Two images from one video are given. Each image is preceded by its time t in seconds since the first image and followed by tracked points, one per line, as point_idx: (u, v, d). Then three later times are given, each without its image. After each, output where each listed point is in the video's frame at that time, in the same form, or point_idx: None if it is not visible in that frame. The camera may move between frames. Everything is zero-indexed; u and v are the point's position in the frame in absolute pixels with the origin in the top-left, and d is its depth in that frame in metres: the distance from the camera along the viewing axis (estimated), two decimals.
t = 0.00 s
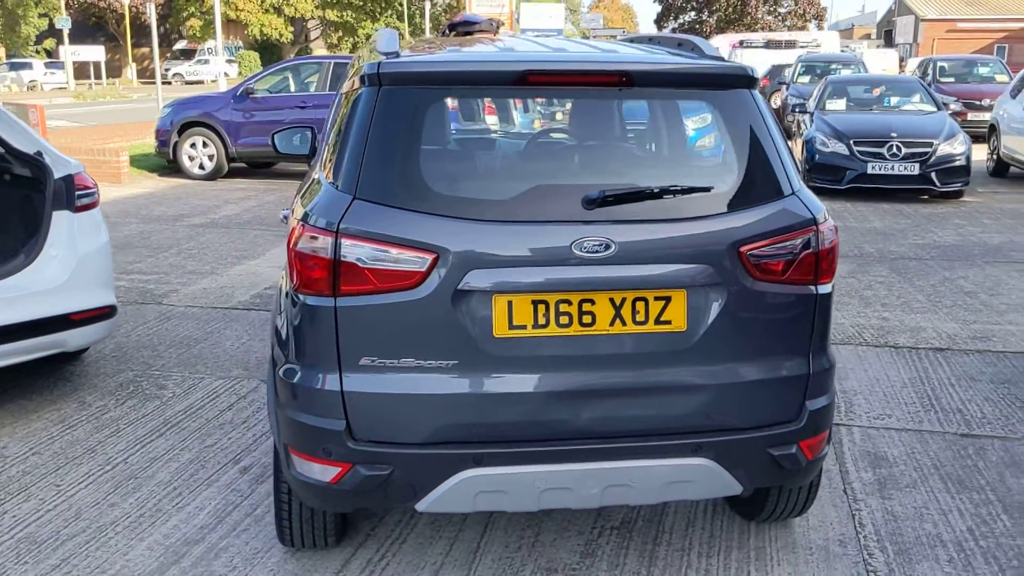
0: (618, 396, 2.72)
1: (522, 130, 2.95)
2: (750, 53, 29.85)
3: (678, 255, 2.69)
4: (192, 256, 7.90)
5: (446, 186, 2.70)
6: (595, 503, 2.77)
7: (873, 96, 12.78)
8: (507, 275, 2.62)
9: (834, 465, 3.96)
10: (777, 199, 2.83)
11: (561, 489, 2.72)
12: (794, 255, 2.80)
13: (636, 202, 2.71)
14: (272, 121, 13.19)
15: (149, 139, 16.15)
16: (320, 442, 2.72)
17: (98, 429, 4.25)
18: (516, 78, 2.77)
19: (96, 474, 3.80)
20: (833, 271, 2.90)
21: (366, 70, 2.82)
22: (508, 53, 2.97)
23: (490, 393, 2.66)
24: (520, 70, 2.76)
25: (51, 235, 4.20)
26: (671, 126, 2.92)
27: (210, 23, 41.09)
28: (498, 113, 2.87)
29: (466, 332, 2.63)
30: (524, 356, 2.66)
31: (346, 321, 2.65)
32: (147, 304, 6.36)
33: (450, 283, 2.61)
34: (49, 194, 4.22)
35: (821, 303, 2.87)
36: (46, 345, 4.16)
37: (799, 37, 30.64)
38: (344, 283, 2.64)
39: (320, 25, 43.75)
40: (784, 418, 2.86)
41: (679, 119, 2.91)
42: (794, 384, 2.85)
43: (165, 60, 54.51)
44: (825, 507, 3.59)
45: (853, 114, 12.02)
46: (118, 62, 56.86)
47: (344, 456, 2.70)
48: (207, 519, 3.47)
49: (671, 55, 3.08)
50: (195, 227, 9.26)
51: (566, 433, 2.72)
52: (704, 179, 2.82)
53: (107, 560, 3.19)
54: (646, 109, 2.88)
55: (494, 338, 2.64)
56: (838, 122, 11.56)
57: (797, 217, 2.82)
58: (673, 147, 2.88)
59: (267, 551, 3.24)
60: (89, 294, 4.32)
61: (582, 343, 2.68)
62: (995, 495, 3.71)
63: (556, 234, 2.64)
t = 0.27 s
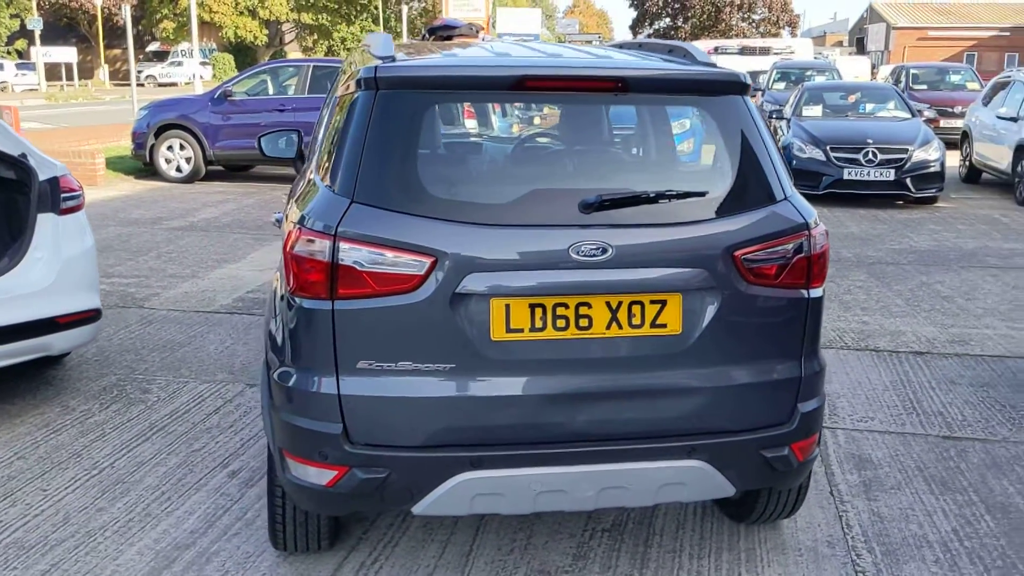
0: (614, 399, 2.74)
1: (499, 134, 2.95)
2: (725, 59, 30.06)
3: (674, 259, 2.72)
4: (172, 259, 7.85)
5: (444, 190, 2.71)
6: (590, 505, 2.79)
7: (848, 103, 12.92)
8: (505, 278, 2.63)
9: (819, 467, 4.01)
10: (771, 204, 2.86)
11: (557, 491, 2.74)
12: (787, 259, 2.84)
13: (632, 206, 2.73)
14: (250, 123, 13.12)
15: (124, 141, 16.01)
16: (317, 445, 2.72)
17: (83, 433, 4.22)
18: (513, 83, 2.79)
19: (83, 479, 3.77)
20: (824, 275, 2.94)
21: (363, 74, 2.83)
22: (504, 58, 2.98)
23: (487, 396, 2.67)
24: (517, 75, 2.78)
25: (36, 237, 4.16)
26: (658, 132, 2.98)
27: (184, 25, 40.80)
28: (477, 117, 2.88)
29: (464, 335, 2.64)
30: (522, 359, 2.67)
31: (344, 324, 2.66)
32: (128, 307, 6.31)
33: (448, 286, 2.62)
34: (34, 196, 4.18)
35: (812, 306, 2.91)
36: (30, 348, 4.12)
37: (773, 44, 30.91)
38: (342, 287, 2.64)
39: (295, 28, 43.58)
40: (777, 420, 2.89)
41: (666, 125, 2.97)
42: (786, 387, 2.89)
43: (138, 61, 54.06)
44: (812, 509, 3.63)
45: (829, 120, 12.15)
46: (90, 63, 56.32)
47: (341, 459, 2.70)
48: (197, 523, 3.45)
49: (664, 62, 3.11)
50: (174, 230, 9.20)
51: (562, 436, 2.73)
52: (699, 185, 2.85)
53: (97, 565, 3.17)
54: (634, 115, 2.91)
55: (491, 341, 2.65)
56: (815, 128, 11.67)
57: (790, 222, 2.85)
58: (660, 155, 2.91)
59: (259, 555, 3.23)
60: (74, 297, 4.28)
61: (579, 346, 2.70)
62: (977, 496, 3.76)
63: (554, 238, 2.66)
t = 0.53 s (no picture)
0: (608, 400, 2.75)
1: (475, 137, 2.97)
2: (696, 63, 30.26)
3: (668, 260, 2.73)
4: (147, 262, 7.77)
5: (439, 192, 2.71)
6: (585, 506, 2.80)
7: (820, 107, 13.06)
8: (501, 280, 2.63)
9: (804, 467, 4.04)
10: (763, 206, 2.89)
11: (553, 492, 2.75)
12: (778, 260, 2.86)
13: (626, 209, 2.75)
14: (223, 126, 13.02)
15: (93, 143, 15.82)
16: (311, 448, 2.70)
17: (64, 438, 4.17)
18: (507, 86, 2.80)
19: (66, 484, 3.73)
20: (813, 276, 2.97)
21: (357, 76, 2.82)
22: (497, 61, 2.99)
23: (483, 398, 2.67)
24: (511, 78, 2.79)
25: (16, 240, 4.10)
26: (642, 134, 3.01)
27: (151, 26, 40.40)
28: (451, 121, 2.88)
29: (460, 337, 2.64)
30: (517, 360, 2.68)
31: (339, 326, 2.65)
32: (105, 311, 6.24)
33: (444, 288, 2.62)
34: (14, 199, 4.12)
35: (803, 307, 2.94)
36: (11, 353, 4.06)
37: (742, 48, 31.16)
38: (337, 289, 2.63)
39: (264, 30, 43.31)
40: (768, 420, 2.92)
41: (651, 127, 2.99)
42: (777, 387, 2.91)
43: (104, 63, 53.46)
44: (799, 508, 3.67)
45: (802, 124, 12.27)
46: (55, 64, 55.61)
47: (336, 462, 2.69)
48: (184, 528, 3.42)
49: (655, 65, 3.14)
50: (148, 233, 9.10)
51: (557, 437, 2.74)
52: (692, 187, 2.87)
53: (84, 571, 3.13)
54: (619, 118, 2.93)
55: (487, 343, 2.66)
56: (788, 132, 11.79)
57: (781, 224, 2.88)
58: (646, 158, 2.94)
59: (249, 560, 3.21)
60: (54, 300, 4.23)
61: (574, 348, 2.71)
62: (959, 494, 3.82)
63: (549, 240, 2.67)
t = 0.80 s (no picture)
0: (606, 399, 2.76)
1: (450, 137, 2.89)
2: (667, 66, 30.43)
3: (665, 259, 2.74)
4: (123, 265, 7.68)
5: (437, 193, 2.70)
6: (584, 505, 2.80)
7: (792, 109, 13.18)
8: (500, 280, 2.63)
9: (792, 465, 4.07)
10: (758, 205, 2.91)
11: (552, 492, 2.75)
12: (774, 259, 2.88)
13: (624, 208, 2.76)
14: (196, 127, 12.91)
15: (62, 145, 15.62)
16: (309, 451, 2.68)
17: (47, 444, 4.11)
18: (504, 86, 2.79)
19: (51, 490, 3.68)
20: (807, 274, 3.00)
21: (352, 75, 2.80)
22: (493, 61, 2.98)
23: (482, 398, 2.67)
24: (508, 77, 2.78)
25: None
26: (630, 130, 2.97)
27: (118, 27, 39.96)
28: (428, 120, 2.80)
29: (459, 338, 2.64)
30: (516, 360, 2.68)
31: (337, 327, 2.63)
32: (83, 315, 6.16)
33: (444, 289, 2.61)
34: None
35: (797, 305, 2.96)
36: None
37: (712, 51, 31.38)
38: (335, 290, 2.62)
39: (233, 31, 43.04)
40: (763, 418, 2.93)
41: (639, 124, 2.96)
42: (772, 385, 2.93)
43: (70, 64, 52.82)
44: (789, 505, 3.69)
45: (775, 125, 12.37)
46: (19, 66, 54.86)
47: (335, 464, 2.68)
48: (174, 533, 3.38)
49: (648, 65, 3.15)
50: (122, 236, 9.00)
51: (556, 436, 2.74)
52: (688, 186, 2.88)
53: None
54: (608, 118, 2.92)
55: (487, 343, 2.65)
56: (762, 134, 11.88)
57: (776, 222, 2.90)
58: (634, 156, 2.92)
59: (242, 564, 3.18)
60: (36, 304, 4.17)
61: (573, 347, 2.71)
62: (946, 490, 3.86)
63: (548, 240, 2.67)
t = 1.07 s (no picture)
0: (607, 397, 2.77)
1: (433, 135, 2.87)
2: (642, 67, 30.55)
3: (666, 258, 2.76)
4: (102, 268, 7.60)
5: (440, 192, 2.69)
6: (585, 503, 2.81)
7: (768, 109, 13.28)
8: (502, 279, 2.63)
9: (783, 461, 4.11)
10: (755, 204, 2.93)
11: (554, 491, 2.75)
12: (771, 258, 2.91)
13: (625, 207, 2.77)
14: (172, 129, 12.79)
15: (33, 148, 15.44)
16: (311, 452, 2.67)
17: (35, 449, 4.06)
18: (503, 85, 2.80)
19: (41, 496, 3.64)
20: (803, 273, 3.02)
21: (351, 75, 2.79)
22: (491, 61, 2.99)
23: (484, 397, 2.67)
24: (507, 77, 2.79)
25: None
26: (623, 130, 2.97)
27: (85, 28, 39.49)
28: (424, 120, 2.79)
29: (462, 337, 2.64)
30: (519, 359, 2.68)
31: (339, 328, 2.62)
32: (63, 319, 6.09)
33: (446, 288, 2.61)
34: None
35: (794, 303, 2.99)
36: None
37: (685, 52, 31.56)
38: (338, 290, 2.60)
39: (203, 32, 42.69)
40: (761, 415, 2.95)
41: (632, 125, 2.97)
42: (770, 381, 2.95)
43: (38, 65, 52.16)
44: (782, 502, 3.72)
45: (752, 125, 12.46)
46: None
47: (337, 465, 2.67)
48: (168, 537, 3.36)
49: (644, 65, 3.16)
50: (100, 239, 8.91)
51: (558, 435, 2.75)
52: (687, 185, 2.90)
53: None
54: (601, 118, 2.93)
55: (489, 342, 2.65)
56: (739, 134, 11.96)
57: (774, 220, 2.92)
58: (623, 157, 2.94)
59: (239, 567, 3.16)
60: (21, 308, 4.11)
61: (574, 346, 2.72)
62: (934, 484, 3.91)
63: (550, 239, 2.67)
